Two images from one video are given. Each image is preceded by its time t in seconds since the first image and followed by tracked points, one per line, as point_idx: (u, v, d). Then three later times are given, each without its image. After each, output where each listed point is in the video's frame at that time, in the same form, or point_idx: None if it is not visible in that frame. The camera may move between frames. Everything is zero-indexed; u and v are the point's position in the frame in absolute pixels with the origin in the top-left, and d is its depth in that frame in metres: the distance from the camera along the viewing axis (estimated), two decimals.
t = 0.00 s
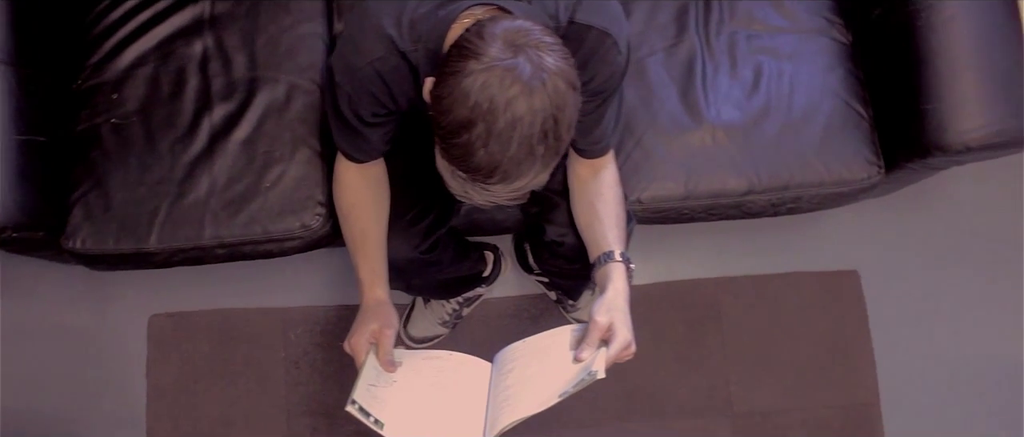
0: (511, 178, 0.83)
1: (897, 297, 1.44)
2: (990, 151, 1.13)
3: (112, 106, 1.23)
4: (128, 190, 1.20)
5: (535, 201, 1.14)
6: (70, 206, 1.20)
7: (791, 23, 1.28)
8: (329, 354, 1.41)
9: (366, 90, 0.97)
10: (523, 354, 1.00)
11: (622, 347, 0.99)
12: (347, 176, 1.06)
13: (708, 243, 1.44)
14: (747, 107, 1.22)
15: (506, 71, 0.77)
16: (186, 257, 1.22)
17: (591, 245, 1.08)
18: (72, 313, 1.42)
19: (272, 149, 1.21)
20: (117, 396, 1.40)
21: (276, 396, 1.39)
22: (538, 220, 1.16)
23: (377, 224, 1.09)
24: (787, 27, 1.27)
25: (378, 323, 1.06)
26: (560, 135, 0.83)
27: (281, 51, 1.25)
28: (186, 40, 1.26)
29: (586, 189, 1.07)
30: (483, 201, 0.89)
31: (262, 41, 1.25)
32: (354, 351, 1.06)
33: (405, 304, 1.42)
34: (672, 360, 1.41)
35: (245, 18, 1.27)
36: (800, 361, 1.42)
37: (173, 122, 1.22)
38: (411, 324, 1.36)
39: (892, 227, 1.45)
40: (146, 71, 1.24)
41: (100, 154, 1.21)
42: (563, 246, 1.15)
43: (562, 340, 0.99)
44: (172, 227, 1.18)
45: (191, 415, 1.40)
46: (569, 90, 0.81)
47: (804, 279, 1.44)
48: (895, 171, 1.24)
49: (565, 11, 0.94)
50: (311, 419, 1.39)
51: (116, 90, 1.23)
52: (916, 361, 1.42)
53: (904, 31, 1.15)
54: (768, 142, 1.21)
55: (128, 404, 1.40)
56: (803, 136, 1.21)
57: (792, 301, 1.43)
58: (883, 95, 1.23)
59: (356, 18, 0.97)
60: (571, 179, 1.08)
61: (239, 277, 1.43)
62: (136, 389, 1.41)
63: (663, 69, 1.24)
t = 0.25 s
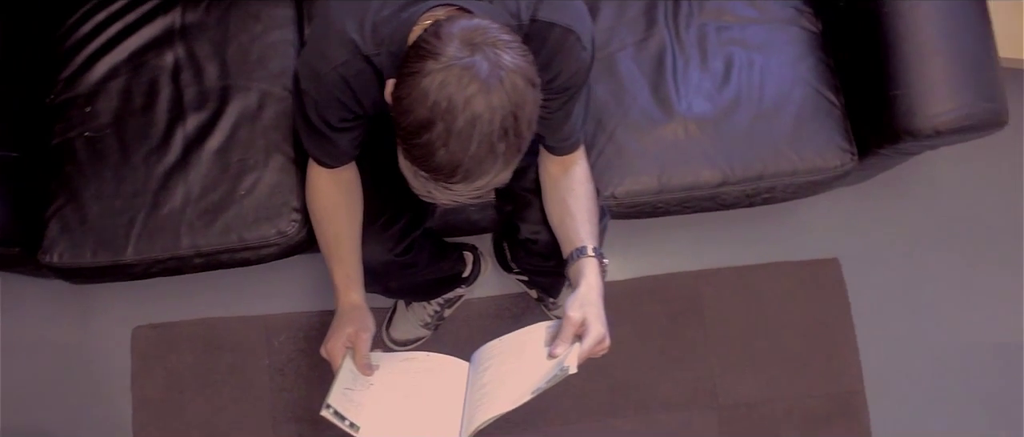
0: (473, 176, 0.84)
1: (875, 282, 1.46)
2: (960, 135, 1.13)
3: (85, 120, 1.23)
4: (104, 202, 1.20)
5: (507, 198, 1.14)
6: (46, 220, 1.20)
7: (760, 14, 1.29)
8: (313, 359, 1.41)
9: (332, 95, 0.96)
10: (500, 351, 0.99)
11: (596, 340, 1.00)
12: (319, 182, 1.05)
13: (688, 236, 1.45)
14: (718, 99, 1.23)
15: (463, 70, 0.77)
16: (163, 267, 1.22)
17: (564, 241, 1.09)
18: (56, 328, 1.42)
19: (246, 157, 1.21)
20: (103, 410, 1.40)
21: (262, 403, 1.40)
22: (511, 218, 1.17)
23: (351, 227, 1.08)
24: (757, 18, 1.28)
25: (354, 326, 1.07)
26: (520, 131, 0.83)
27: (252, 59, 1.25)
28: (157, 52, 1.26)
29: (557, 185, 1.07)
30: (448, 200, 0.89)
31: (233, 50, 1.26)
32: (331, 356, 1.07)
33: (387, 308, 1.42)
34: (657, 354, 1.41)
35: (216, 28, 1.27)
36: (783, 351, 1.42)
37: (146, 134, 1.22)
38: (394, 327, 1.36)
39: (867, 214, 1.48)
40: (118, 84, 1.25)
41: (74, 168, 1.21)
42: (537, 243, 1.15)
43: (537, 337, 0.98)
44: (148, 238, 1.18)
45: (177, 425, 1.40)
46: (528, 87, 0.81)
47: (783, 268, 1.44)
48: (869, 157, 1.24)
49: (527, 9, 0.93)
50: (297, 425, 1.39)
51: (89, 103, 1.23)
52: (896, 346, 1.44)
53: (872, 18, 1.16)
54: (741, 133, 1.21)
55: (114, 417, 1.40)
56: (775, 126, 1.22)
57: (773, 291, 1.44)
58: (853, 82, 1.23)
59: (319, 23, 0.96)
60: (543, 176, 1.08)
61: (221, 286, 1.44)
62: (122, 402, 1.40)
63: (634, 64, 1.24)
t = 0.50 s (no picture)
0: (434, 178, 0.84)
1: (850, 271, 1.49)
2: (930, 120, 1.13)
3: (56, 135, 1.22)
4: (77, 217, 1.19)
5: (478, 198, 1.15)
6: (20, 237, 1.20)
7: (728, 7, 1.28)
8: (296, 366, 1.42)
9: (297, 101, 0.95)
10: (476, 352, 0.99)
11: (567, 339, 0.99)
12: (290, 189, 1.05)
13: (666, 230, 1.45)
14: (688, 93, 1.22)
15: (418, 73, 0.77)
16: (140, 280, 1.22)
17: (535, 240, 1.09)
18: (37, 345, 1.42)
19: (219, 167, 1.22)
20: (86, 425, 1.39)
21: (246, 412, 1.40)
22: (484, 219, 1.17)
23: (322, 233, 1.08)
24: (725, 10, 1.28)
25: (328, 332, 1.08)
26: (480, 132, 0.83)
27: (222, 69, 1.26)
28: (127, 64, 1.26)
29: (527, 184, 1.08)
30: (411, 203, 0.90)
31: (202, 60, 1.26)
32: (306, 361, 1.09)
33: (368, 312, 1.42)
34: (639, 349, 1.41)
35: (184, 39, 1.27)
36: (764, 341, 1.43)
37: (118, 147, 1.22)
38: (374, 333, 1.36)
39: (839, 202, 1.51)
40: (88, 98, 1.24)
41: (46, 184, 1.20)
42: (510, 243, 1.15)
43: (510, 337, 0.98)
44: (123, 251, 1.18)
45: None
46: (486, 87, 0.81)
47: (760, 260, 1.46)
48: (841, 146, 1.24)
49: (486, 9, 0.92)
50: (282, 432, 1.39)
51: (59, 118, 1.23)
52: (871, 332, 1.47)
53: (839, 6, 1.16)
54: (712, 126, 1.21)
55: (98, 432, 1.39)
56: (746, 118, 1.22)
57: (752, 282, 1.45)
58: (822, 72, 1.23)
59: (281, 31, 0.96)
60: (513, 175, 1.09)
61: (201, 296, 1.44)
62: (105, 416, 1.40)
63: (603, 60, 1.24)
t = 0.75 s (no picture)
0: (393, 181, 0.83)
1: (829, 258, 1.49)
2: (900, 106, 1.12)
3: (25, 150, 1.22)
4: (49, 232, 1.19)
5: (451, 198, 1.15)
6: None
7: None
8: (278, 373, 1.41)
9: (260, 108, 0.93)
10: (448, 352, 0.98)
11: (539, 336, 0.99)
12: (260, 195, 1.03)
13: (642, 225, 1.46)
14: (658, 86, 1.22)
15: (373, 76, 0.76)
16: (114, 293, 1.21)
17: (506, 238, 1.09)
18: (17, 361, 1.42)
19: (189, 177, 1.21)
20: None
21: (229, 421, 1.39)
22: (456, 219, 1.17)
23: (293, 239, 1.08)
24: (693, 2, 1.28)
25: (300, 339, 1.07)
26: (438, 134, 0.83)
27: (189, 78, 1.25)
28: (94, 77, 1.26)
29: (496, 183, 1.07)
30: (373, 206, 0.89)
31: (169, 69, 1.25)
32: (280, 368, 1.09)
33: (348, 316, 1.42)
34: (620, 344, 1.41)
35: (151, 49, 1.27)
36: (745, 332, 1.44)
37: (88, 160, 1.22)
38: (354, 337, 1.37)
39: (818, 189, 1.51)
40: (56, 112, 1.24)
41: (17, 200, 1.20)
42: (482, 242, 1.15)
43: (481, 337, 0.97)
44: (95, 264, 1.18)
45: None
46: (442, 89, 0.81)
47: (738, 251, 1.46)
48: (814, 134, 1.24)
49: (445, 8, 0.91)
50: None
51: (28, 133, 1.23)
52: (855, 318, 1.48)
53: None
54: (683, 118, 1.20)
55: None
56: (717, 109, 1.21)
57: (731, 273, 1.46)
58: (792, 60, 1.23)
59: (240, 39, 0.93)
60: (482, 175, 1.08)
61: (181, 306, 1.43)
62: (88, 430, 1.40)
63: (572, 56, 1.24)
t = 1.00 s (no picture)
0: (354, 185, 0.83)
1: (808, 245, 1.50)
2: (869, 91, 1.12)
3: None
4: (22, 247, 1.18)
5: (423, 199, 1.15)
6: None
7: None
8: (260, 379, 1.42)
9: (223, 116, 0.92)
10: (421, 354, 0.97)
11: (511, 335, 0.98)
12: (229, 204, 1.03)
13: (620, 218, 1.46)
14: (628, 80, 1.21)
15: (328, 81, 0.75)
16: (91, 305, 1.21)
17: (477, 238, 1.09)
18: None
19: (162, 187, 1.21)
20: None
21: (213, 429, 1.39)
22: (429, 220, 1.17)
23: (265, 246, 1.08)
24: None
25: (275, 345, 1.07)
26: (398, 136, 0.82)
27: (159, 88, 1.25)
28: (63, 89, 1.25)
29: (466, 182, 1.07)
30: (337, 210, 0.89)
31: (138, 80, 1.25)
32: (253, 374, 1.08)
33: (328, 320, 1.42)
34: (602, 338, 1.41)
35: (119, 60, 1.26)
36: (725, 321, 1.45)
37: (59, 173, 1.21)
38: (335, 340, 1.37)
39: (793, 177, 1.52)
40: (26, 126, 1.23)
41: None
42: (455, 242, 1.16)
43: (454, 338, 0.96)
44: (70, 277, 1.17)
45: None
46: (401, 91, 0.80)
47: (716, 241, 1.47)
48: (785, 122, 1.24)
49: (405, 8, 0.90)
50: None
51: None
52: (835, 303, 1.48)
53: None
54: (654, 110, 1.20)
55: None
56: (688, 100, 1.21)
57: (710, 263, 1.46)
58: (762, 49, 1.22)
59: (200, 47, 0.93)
60: (452, 175, 1.08)
61: (161, 316, 1.44)
62: None
63: (541, 53, 1.23)
